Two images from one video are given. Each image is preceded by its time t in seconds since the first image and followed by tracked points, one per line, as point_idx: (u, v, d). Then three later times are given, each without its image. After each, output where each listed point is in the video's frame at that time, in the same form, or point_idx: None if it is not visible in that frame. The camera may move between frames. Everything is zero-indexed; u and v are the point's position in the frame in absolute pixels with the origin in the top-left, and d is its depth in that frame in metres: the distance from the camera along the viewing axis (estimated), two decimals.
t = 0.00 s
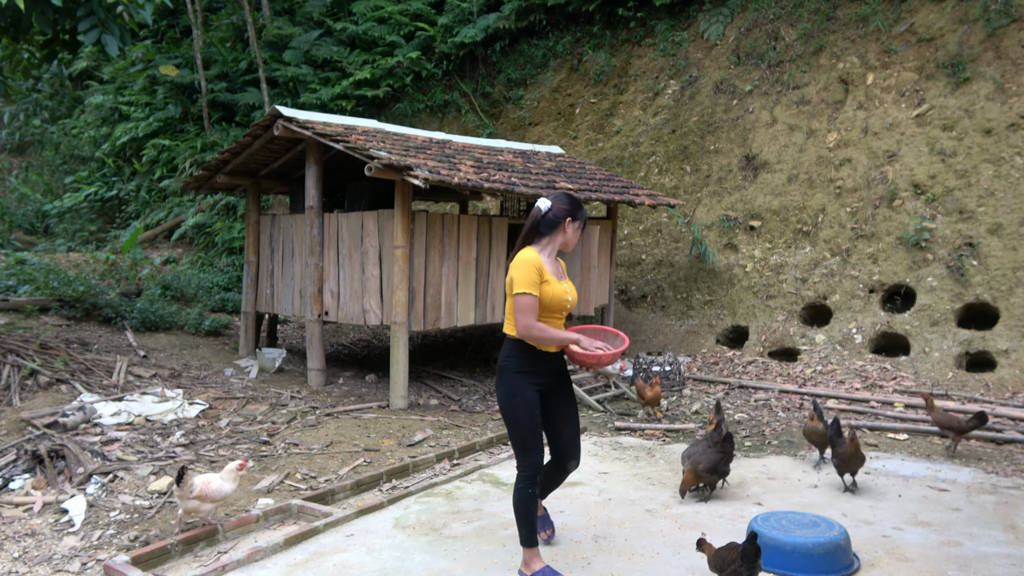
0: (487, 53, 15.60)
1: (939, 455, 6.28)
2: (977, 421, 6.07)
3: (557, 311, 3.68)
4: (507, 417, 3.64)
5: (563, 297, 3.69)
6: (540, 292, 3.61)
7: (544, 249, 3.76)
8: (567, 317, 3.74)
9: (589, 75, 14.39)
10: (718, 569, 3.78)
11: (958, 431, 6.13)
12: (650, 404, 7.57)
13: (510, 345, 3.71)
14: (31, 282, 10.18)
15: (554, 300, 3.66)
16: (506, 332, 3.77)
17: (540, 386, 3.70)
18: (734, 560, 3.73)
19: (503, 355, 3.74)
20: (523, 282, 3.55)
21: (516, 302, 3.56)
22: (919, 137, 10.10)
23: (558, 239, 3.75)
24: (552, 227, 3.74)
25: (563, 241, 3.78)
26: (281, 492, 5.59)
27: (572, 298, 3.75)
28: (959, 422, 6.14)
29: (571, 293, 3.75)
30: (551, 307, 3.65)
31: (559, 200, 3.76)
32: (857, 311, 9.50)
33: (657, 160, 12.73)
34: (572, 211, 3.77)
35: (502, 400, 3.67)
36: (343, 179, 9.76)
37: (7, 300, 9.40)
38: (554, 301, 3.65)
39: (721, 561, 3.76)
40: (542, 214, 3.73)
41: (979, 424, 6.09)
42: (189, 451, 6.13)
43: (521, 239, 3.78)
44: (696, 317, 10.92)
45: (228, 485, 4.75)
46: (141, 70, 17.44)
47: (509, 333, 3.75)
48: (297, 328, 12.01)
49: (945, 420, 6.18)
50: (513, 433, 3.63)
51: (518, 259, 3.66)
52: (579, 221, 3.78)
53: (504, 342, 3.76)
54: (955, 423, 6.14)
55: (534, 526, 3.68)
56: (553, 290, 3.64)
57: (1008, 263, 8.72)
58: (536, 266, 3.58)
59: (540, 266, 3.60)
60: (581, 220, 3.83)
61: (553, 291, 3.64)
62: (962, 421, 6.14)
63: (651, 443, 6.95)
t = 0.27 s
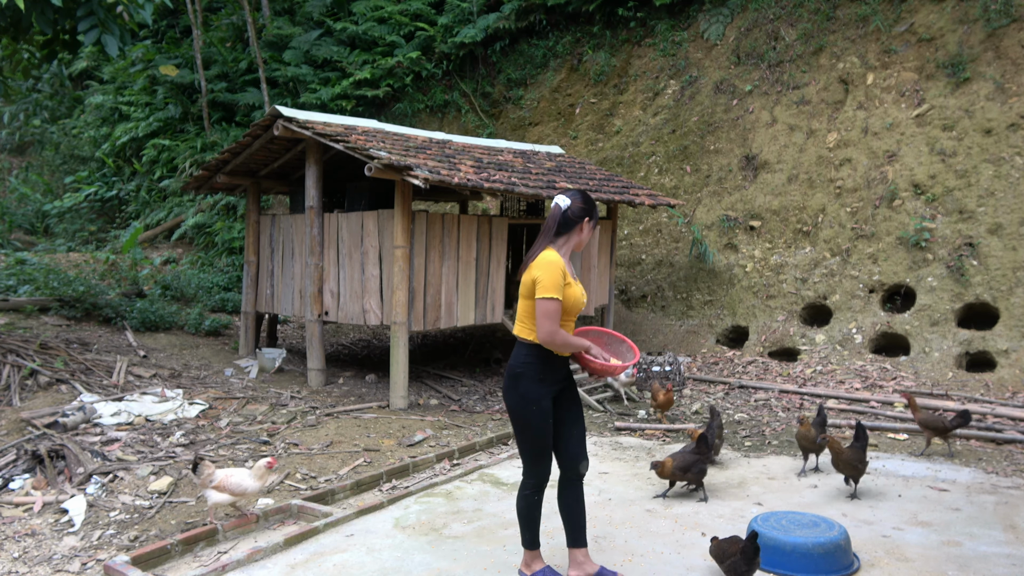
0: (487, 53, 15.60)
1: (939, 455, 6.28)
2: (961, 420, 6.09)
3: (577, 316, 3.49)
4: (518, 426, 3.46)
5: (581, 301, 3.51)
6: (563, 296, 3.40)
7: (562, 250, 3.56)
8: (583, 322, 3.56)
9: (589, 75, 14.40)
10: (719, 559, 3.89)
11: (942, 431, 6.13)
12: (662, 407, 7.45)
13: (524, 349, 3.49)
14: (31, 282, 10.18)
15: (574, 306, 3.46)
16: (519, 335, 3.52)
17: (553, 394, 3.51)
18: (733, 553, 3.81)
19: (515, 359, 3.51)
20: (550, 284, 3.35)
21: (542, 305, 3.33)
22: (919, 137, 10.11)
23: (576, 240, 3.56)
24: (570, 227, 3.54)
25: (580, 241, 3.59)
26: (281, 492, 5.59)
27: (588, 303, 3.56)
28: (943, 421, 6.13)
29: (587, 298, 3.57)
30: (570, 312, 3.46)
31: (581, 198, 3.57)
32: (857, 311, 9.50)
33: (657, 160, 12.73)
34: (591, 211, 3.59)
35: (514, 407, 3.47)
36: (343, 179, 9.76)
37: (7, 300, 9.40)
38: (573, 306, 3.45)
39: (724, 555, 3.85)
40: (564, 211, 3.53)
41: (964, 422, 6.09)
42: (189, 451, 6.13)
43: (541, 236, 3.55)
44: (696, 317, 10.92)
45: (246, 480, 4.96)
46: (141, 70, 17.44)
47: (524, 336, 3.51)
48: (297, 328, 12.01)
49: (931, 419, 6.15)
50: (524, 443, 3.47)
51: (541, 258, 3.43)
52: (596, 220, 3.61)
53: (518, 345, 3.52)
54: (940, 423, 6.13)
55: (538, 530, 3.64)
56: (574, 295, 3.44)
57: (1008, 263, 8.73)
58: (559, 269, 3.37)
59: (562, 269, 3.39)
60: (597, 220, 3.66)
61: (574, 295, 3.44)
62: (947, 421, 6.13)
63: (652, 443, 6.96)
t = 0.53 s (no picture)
0: (487, 53, 15.60)
1: (939, 455, 6.28)
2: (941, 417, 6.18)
3: (593, 319, 3.39)
4: (551, 435, 3.34)
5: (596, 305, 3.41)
6: (580, 299, 3.30)
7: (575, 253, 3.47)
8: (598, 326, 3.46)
9: (589, 75, 14.39)
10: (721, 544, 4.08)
11: (924, 430, 6.16)
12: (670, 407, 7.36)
13: (545, 359, 3.38)
14: (31, 282, 10.18)
15: (590, 310, 3.36)
16: (535, 341, 3.41)
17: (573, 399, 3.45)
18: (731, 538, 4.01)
19: (537, 368, 3.38)
20: (567, 287, 3.24)
21: (559, 309, 3.22)
22: (919, 137, 10.11)
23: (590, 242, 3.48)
24: (584, 229, 3.45)
25: (593, 243, 3.50)
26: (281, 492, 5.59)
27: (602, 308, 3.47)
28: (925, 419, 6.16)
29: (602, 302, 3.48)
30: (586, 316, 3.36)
31: (593, 198, 3.49)
32: (857, 311, 9.50)
33: (657, 160, 12.73)
34: (603, 213, 3.51)
35: (548, 417, 3.34)
36: (343, 179, 9.76)
37: (7, 300, 9.40)
38: (589, 310, 3.35)
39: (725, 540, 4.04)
40: (578, 213, 3.45)
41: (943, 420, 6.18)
42: (189, 451, 6.14)
43: (555, 239, 3.46)
44: (696, 317, 10.92)
45: (267, 479, 4.83)
46: (141, 70, 17.44)
47: (541, 342, 3.40)
48: (297, 328, 12.01)
49: (913, 419, 6.17)
50: (558, 453, 3.35)
51: (558, 261, 3.33)
52: (608, 223, 3.53)
53: (538, 354, 3.40)
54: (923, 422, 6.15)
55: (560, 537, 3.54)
56: (590, 298, 3.34)
57: (1008, 263, 8.73)
58: (577, 271, 3.28)
59: (579, 271, 3.29)
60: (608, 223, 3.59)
61: (591, 298, 3.34)
62: (928, 419, 6.17)
63: (651, 443, 6.96)
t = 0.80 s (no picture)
0: (487, 53, 15.61)
1: (939, 455, 6.28)
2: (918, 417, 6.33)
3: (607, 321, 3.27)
4: (573, 445, 3.16)
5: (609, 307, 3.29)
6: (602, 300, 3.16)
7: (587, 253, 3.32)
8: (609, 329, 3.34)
9: (589, 75, 14.40)
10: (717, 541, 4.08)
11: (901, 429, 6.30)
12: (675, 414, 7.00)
13: (567, 363, 3.17)
14: (31, 282, 10.17)
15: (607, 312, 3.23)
16: (552, 346, 3.21)
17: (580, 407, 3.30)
18: (728, 534, 4.05)
19: (557, 371, 3.17)
20: (591, 288, 3.07)
21: (584, 312, 3.05)
22: (919, 137, 10.11)
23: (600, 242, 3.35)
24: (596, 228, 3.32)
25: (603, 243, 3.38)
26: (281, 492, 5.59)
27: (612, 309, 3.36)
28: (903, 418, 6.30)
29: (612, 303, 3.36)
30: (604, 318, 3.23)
31: (603, 195, 3.37)
32: (857, 311, 9.50)
33: (657, 160, 12.73)
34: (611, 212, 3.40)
35: (571, 420, 3.15)
36: (343, 179, 9.76)
37: (7, 300, 9.40)
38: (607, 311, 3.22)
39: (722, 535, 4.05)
40: (591, 210, 3.30)
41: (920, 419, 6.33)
42: (189, 451, 6.13)
43: (569, 237, 3.28)
44: (696, 317, 10.92)
45: (302, 486, 4.82)
46: (141, 70, 17.44)
47: (558, 347, 3.21)
48: (297, 328, 12.02)
49: (891, 418, 6.30)
50: (580, 462, 3.18)
51: (579, 260, 3.16)
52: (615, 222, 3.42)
53: (558, 360, 3.18)
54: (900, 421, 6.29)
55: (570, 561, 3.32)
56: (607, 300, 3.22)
57: (1008, 263, 8.73)
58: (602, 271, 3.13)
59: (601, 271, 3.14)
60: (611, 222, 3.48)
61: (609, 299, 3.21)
62: (906, 418, 6.30)
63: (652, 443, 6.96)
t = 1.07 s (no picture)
0: (487, 53, 15.61)
1: (939, 455, 6.28)
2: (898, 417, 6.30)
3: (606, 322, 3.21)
4: (590, 454, 3.02)
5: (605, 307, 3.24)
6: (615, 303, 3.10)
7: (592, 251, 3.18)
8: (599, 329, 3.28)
9: (589, 75, 14.40)
10: (717, 541, 4.08)
11: (883, 430, 6.32)
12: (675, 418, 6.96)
13: (583, 366, 3.06)
14: (31, 282, 10.17)
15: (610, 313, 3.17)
16: (568, 350, 3.05)
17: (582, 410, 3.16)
18: (728, 534, 4.05)
19: (577, 375, 3.03)
20: (619, 291, 3.02)
21: (618, 317, 2.99)
22: (919, 137, 10.11)
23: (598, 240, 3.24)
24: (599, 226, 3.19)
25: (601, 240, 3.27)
26: (281, 492, 5.59)
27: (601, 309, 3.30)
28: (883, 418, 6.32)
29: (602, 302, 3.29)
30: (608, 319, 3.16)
31: (607, 192, 3.25)
32: (857, 311, 9.50)
33: (657, 160, 12.73)
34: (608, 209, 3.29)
35: (586, 427, 3.00)
36: (343, 179, 9.76)
37: (7, 300, 9.40)
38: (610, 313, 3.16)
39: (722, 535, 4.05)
40: (602, 207, 3.16)
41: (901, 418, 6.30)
42: (189, 451, 6.14)
43: (581, 233, 3.08)
44: (696, 317, 10.92)
45: (347, 478, 4.89)
46: (141, 70, 17.44)
47: (574, 351, 3.06)
48: (297, 328, 12.02)
49: (871, 419, 6.33)
50: (592, 471, 3.05)
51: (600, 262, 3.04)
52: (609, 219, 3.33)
53: (574, 363, 3.04)
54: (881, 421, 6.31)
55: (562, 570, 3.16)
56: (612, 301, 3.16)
57: (1008, 262, 8.73)
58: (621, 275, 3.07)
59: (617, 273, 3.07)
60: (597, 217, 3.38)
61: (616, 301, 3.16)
62: (886, 418, 6.33)
63: (652, 443, 6.96)
